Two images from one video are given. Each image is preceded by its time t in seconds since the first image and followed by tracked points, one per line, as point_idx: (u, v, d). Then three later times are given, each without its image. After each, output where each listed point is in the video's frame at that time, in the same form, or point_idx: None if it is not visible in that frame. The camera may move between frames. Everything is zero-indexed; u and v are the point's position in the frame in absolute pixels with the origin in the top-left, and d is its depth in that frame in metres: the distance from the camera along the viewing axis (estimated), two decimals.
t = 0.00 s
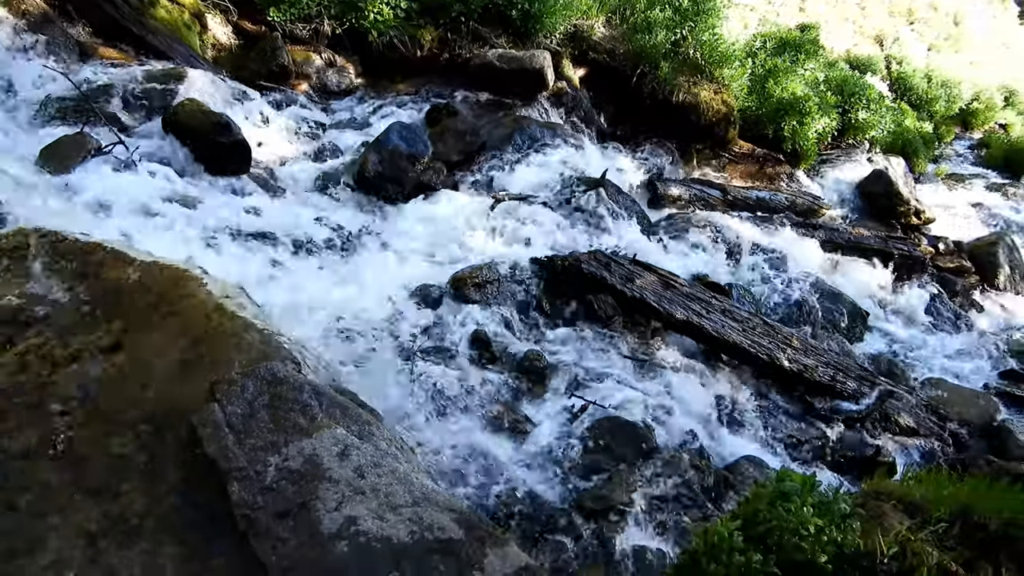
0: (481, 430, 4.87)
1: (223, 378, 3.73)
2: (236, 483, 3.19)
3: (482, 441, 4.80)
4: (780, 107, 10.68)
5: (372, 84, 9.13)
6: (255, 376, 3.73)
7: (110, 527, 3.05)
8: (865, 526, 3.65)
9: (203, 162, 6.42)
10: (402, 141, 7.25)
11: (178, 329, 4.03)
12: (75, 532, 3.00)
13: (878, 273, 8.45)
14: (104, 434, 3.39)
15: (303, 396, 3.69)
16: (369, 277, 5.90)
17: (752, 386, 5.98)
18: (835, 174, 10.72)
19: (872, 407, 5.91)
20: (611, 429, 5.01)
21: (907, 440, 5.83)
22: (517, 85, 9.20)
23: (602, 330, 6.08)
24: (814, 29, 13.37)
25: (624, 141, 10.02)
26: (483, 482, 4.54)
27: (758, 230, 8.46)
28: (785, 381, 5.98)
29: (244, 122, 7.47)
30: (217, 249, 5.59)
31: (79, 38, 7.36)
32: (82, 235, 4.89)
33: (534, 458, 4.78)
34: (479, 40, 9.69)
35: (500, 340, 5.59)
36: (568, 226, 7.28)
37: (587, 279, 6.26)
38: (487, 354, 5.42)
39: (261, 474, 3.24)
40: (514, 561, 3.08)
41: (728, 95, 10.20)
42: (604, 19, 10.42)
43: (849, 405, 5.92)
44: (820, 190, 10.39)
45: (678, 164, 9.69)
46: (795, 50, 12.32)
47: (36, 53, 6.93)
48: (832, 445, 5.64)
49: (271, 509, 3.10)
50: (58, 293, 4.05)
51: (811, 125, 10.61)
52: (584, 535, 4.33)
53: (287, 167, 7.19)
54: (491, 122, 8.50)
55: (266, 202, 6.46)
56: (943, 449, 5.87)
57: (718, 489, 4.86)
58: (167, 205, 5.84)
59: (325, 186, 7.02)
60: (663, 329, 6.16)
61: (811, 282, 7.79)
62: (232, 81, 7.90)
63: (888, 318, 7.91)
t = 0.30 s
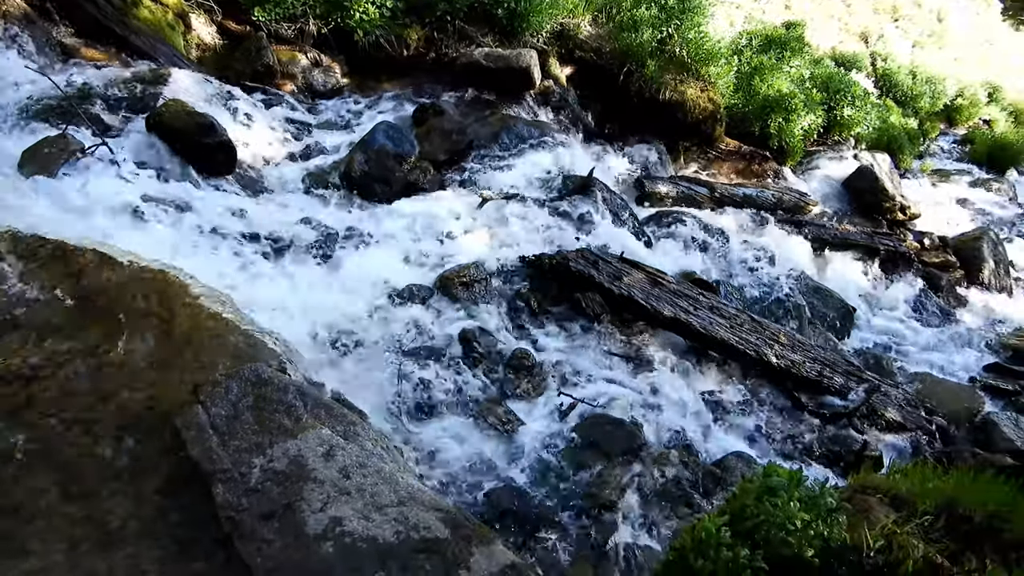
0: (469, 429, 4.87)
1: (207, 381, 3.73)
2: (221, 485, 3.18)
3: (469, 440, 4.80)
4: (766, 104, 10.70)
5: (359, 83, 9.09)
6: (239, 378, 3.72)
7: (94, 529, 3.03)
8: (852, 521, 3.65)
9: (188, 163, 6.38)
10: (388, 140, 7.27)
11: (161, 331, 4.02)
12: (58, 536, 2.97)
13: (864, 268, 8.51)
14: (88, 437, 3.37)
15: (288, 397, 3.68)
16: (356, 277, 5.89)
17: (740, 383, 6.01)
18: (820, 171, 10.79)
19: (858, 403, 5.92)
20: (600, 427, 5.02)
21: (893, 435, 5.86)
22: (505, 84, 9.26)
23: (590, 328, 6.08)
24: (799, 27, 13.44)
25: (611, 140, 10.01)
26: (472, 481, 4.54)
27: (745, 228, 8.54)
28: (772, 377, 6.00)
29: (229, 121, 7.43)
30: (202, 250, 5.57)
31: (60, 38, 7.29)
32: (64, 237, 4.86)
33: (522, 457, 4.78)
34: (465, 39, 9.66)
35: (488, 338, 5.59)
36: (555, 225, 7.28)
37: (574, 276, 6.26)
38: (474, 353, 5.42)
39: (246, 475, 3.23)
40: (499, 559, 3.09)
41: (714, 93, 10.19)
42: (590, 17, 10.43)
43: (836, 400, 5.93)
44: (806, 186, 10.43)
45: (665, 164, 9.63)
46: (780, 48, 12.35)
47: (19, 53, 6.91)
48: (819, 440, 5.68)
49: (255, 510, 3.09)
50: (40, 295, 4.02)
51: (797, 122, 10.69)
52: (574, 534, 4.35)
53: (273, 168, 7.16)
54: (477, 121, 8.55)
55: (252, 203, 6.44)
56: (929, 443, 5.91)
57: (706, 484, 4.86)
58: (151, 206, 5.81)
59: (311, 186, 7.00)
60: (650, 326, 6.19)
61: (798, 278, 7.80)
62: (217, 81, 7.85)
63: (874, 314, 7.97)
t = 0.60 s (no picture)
0: (458, 428, 4.87)
1: (192, 383, 3.71)
2: (207, 488, 3.15)
3: (459, 438, 4.79)
4: (752, 100, 10.70)
5: (344, 82, 9.05)
6: (224, 378, 3.71)
7: (79, 532, 3.00)
8: (839, 513, 3.67)
9: (173, 163, 6.35)
10: (374, 139, 7.21)
11: (145, 333, 4.00)
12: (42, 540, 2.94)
13: (850, 263, 8.57)
14: (72, 440, 3.34)
15: (274, 397, 3.66)
16: (343, 277, 5.88)
17: (728, 377, 6.05)
18: (805, 166, 10.80)
19: (846, 396, 5.92)
20: (589, 424, 5.03)
21: (881, 428, 5.92)
22: (490, 82, 9.20)
23: (578, 325, 6.09)
24: (784, 23, 13.49)
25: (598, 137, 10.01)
26: (461, 479, 4.53)
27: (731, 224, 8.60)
28: (759, 371, 6.03)
29: (213, 121, 7.39)
30: (187, 251, 5.54)
31: (40, 39, 7.21)
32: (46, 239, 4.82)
33: (511, 454, 4.78)
34: (451, 37, 9.68)
35: (476, 337, 5.61)
36: (543, 223, 7.28)
37: (562, 274, 6.28)
38: (463, 351, 5.42)
39: (232, 477, 3.22)
40: (488, 556, 3.08)
41: (700, 89, 10.24)
42: (575, 14, 10.45)
43: (823, 394, 5.94)
44: (792, 182, 10.46)
45: (652, 159, 9.73)
46: (765, 44, 12.34)
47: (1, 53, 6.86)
48: (807, 433, 5.70)
49: (242, 511, 3.08)
50: (23, 299, 3.99)
51: (782, 118, 10.67)
52: (564, 530, 4.36)
53: (259, 168, 7.11)
54: (464, 118, 8.52)
55: (237, 203, 6.41)
56: (916, 435, 5.96)
57: (695, 479, 4.87)
58: (134, 206, 5.76)
59: (297, 185, 6.96)
60: (639, 323, 6.21)
61: (784, 274, 7.90)
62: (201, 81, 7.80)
63: (861, 307, 8.03)
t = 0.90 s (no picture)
0: (447, 428, 4.86)
1: (176, 388, 3.67)
2: (193, 493, 3.12)
3: (449, 439, 4.78)
4: (736, 98, 10.77)
5: (328, 83, 9.01)
6: (209, 383, 3.66)
7: (62, 541, 2.98)
8: (828, 507, 3.68)
9: (158, 168, 6.34)
10: (359, 140, 7.15)
11: (129, 338, 3.95)
12: (25, 550, 2.91)
13: (835, 258, 8.64)
14: (56, 448, 3.30)
15: (260, 401, 3.64)
16: (329, 279, 5.84)
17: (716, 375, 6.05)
18: (790, 163, 10.86)
19: (832, 391, 6.00)
20: (578, 423, 5.02)
21: (865, 422, 5.95)
22: (475, 81, 9.22)
23: (566, 324, 6.11)
24: (768, 20, 13.55)
25: (583, 136, 10.06)
26: (450, 481, 4.52)
27: (719, 221, 8.56)
28: (747, 367, 6.06)
29: (197, 124, 7.34)
30: (170, 255, 5.48)
31: (20, 42, 7.11)
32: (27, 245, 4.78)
33: (501, 454, 4.78)
34: (436, 36, 9.64)
35: (464, 338, 5.59)
36: (529, 223, 7.27)
37: (549, 273, 6.26)
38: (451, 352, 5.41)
39: (218, 482, 3.18)
40: (477, 557, 3.09)
41: (685, 87, 10.28)
42: (560, 14, 10.43)
43: (809, 388, 6.03)
44: (777, 179, 10.54)
45: (635, 158, 9.79)
46: (749, 41, 12.40)
47: None
48: (795, 428, 5.73)
49: (229, 517, 3.06)
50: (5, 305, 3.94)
51: (766, 115, 10.73)
52: (555, 529, 4.36)
53: (245, 171, 7.09)
54: (450, 118, 8.49)
55: (223, 206, 6.36)
56: (902, 429, 6.00)
57: (684, 476, 4.89)
58: (117, 211, 5.70)
59: (283, 189, 6.94)
60: (627, 321, 6.23)
61: (770, 272, 7.93)
62: (183, 83, 7.73)
63: (847, 302, 8.08)
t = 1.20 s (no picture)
0: (436, 429, 4.84)
1: (161, 392, 3.64)
2: (178, 498, 3.10)
3: (437, 439, 4.76)
4: (721, 95, 10.85)
5: (314, 84, 8.97)
6: (194, 388, 3.64)
7: (44, 548, 2.93)
8: (815, 502, 3.71)
9: (140, 170, 6.25)
10: (345, 141, 7.21)
11: (113, 343, 3.92)
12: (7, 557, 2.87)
13: (821, 255, 8.68)
14: (39, 455, 3.27)
15: (245, 405, 3.62)
16: (316, 281, 5.82)
17: (704, 372, 6.09)
18: (777, 159, 10.89)
19: (820, 386, 5.98)
20: (567, 421, 5.02)
21: (854, 415, 6.03)
22: (461, 80, 9.18)
23: (554, 323, 6.10)
24: (752, 18, 13.64)
25: (570, 135, 10.00)
26: (439, 481, 4.50)
27: (705, 218, 8.62)
28: (735, 364, 6.07)
29: (180, 126, 7.29)
30: (155, 258, 5.44)
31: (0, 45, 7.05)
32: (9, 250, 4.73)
33: (490, 453, 4.77)
34: (421, 37, 9.62)
35: (453, 337, 5.58)
36: (517, 222, 7.27)
37: (537, 272, 6.29)
38: (440, 352, 5.39)
39: (204, 487, 3.17)
40: (465, 558, 3.08)
41: (670, 86, 10.27)
42: (545, 13, 10.46)
43: (797, 384, 5.99)
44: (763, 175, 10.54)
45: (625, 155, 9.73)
46: (734, 39, 12.45)
47: None
48: (785, 424, 5.77)
49: (215, 521, 3.04)
50: None
51: (752, 112, 10.77)
52: (545, 528, 4.35)
53: (229, 173, 7.03)
54: (435, 118, 8.53)
55: (207, 208, 6.32)
56: (889, 423, 6.06)
57: (674, 472, 4.89)
58: (100, 214, 5.66)
59: (267, 187, 6.86)
60: (616, 319, 6.24)
61: (758, 268, 7.87)
62: (166, 85, 7.67)
63: (834, 298, 8.13)
